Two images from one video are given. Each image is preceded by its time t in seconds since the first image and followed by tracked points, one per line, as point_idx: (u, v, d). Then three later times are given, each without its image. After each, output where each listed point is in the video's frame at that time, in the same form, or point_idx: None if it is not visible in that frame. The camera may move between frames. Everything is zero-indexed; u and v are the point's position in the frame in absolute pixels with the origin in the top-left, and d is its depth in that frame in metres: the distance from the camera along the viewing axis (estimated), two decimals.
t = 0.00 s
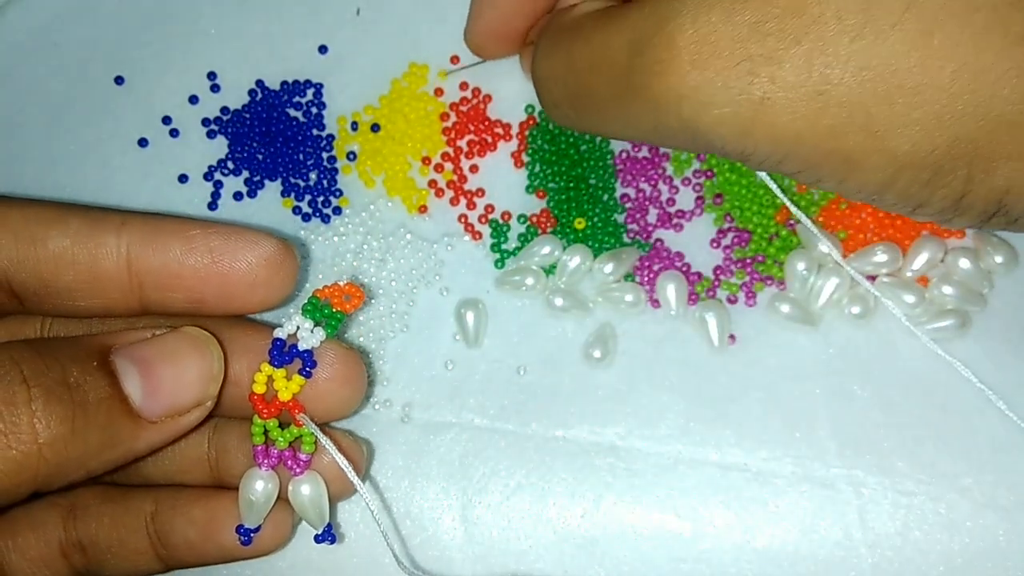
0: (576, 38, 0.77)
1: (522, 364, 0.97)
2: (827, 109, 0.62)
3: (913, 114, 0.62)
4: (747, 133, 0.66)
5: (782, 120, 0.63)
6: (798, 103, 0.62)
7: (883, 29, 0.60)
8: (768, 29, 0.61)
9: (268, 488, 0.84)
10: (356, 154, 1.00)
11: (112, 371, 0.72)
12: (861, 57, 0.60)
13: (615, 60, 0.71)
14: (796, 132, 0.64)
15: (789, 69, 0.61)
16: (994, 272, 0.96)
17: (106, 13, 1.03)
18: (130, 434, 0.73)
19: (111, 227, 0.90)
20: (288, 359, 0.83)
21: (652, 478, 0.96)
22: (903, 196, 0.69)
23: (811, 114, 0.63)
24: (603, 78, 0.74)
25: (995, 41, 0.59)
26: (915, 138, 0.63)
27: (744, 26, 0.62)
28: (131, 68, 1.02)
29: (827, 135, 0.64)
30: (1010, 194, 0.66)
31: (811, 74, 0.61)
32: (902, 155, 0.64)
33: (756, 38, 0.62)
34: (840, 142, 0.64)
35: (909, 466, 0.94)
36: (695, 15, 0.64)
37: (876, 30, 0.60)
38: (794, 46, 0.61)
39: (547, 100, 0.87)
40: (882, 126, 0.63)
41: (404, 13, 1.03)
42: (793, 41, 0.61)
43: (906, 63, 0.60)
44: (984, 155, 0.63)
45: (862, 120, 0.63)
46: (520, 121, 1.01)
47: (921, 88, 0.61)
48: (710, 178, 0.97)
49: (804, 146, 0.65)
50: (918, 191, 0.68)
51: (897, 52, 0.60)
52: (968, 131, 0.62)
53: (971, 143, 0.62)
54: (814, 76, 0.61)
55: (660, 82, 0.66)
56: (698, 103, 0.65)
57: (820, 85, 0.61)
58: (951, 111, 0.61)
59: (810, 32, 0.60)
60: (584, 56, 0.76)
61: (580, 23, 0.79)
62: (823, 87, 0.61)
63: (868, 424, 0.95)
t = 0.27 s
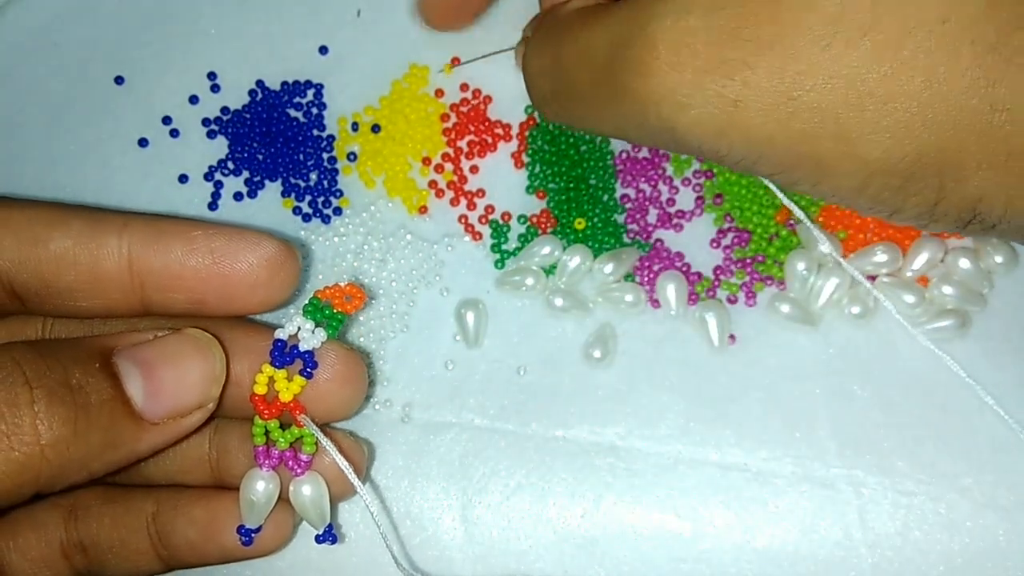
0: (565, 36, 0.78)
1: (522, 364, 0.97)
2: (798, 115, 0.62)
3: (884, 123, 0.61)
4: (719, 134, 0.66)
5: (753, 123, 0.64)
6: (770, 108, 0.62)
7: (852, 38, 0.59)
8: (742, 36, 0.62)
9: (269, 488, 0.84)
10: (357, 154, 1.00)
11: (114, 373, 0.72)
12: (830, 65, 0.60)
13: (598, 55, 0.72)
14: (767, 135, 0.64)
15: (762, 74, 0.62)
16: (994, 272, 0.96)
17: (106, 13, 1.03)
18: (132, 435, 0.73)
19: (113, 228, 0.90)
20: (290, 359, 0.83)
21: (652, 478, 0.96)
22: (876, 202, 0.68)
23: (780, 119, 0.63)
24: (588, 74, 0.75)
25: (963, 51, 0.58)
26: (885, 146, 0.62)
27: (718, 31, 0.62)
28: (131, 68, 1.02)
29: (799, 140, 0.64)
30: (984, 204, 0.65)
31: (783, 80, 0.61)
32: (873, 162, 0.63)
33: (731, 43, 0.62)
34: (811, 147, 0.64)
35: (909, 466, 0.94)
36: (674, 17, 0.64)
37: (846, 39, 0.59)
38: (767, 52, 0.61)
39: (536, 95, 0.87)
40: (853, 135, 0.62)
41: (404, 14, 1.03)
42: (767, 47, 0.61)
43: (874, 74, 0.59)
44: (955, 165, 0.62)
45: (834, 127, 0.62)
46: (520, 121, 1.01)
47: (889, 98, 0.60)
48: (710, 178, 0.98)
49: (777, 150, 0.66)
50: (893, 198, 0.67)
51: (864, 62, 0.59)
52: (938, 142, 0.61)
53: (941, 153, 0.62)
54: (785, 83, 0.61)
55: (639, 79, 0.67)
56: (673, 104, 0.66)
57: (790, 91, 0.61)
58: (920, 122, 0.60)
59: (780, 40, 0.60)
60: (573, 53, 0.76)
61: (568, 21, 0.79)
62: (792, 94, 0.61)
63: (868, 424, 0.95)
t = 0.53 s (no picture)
0: (586, 24, 0.79)
1: (522, 364, 0.97)
2: (825, 113, 0.65)
3: (912, 123, 0.63)
4: (743, 133, 0.69)
5: (780, 121, 0.66)
6: (799, 105, 0.65)
7: (885, 37, 0.61)
8: (772, 33, 0.64)
9: (269, 491, 0.84)
10: (357, 154, 1.00)
11: (114, 376, 0.72)
12: (851, 64, 0.62)
13: (615, 54, 0.74)
14: (798, 134, 0.67)
15: (790, 71, 0.64)
16: (994, 272, 0.96)
17: (106, 13, 1.03)
18: (133, 439, 0.73)
19: (114, 230, 0.90)
20: (289, 362, 0.83)
21: (652, 478, 0.96)
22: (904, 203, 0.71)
23: (809, 116, 0.65)
24: (603, 71, 0.76)
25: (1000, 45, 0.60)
26: (912, 146, 0.65)
27: (747, 31, 0.65)
28: (130, 68, 1.02)
29: (831, 140, 0.66)
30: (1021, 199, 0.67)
31: (811, 78, 0.63)
32: (903, 162, 0.66)
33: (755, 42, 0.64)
34: (844, 148, 0.66)
35: (909, 465, 0.94)
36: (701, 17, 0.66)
37: (879, 37, 0.61)
38: (797, 49, 0.63)
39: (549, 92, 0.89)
40: (880, 134, 0.65)
41: (405, 14, 1.03)
42: (795, 45, 0.63)
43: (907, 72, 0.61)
44: (993, 158, 0.64)
45: (863, 125, 0.65)
46: (520, 121, 1.01)
47: (924, 95, 0.62)
48: (710, 177, 0.98)
49: (801, 148, 0.68)
50: (928, 198, 0.69)
51: (896, 61, 0.61)
52: (977, 136, 0.63)
53: (980, 148, 0.64)
54: (815, 81, 0.63)
55: (660, 78, 0.70)
56: (699, 102, 0.69)
57: (822, 88, 0.64)
58: (955, 116, 0.62)
59: (809, 39, 0.63)
60: (589, 45, 0.78)
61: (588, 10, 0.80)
62: (823, 91, 0.64)
63: (868, 424, 0.95)
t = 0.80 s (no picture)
0: (579, 35, 0.79)
1: (522, 364, 0.97)
2: (821, 121, 0.61)
3: (912, 126, 0.60)
4: (738, 140, 0.65)
5: (776, 129, 0.63)
6: (793, 114, 0.62)
7: (881, 39, 0.58)
8: (765, 37, 0.61)
9: (274, 491, 0.84)
10: (357, 154, 1.00)
11: (122, 375, 0.72)
12: (852, 67, 0.59)
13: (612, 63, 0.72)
14: (789, 139, 0.63)
15: (784, 79, 0.61)
16: (994, 272, 0.96)
17: (106, 14, 1.03)
18: (139, 438, 0.73)
19: (118, 231, 0.90)
20: (294, 362, 0.83)
21: (652, 478, 0.96)
22: (895, 205, 0.68)
23: (806, 123, 0.62)
24: (601, 77, 0.74)
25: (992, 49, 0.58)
26: (913, 149, 0.61)
27: (741, 33, 0.61)
28: (131, 68, 1.02)
29: (825, 144, 0.63)
30: (1013, 205, 0.64)
31: (807, 84, 0.60)
32: (902, 167, 0.63)
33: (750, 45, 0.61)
34: (836, 151, 0.63)
35: (909, 466, 0.94)
36: (692, 22, 0.63)
37: (875, 39, 0.59)
38: (789, 56, 0.60)
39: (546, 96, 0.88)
40: (878, 139, 0.62)
41: (404, 13, 1.03)
42: (788, 51, 0.60)
43: (902, 75, 0.59)
44: (988, 162, 0.61)
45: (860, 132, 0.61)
46: (520, 121, 1.01)
47: (919, 98, 0.59)
48: (710, 177, 0.97)
49: (797, 154, 0.64)
50: (917, 202, 0.66)
51: (892, 62, 0.59)
52: (968, 141, 0.60)
53: (973, 154, 0.61)
54: (809, 87, 0.60)
55: (654, 85, 0.66)
56: (691, 106, 0.65)
57: (818, 96, 0.60)
58: (948, 120, 0.59)
59: (805, 41, 0.60)
60: (591, 52, 0.76)
61: (582, 21, 0.81)
62: (818, 97, 0.60)
63: (868, 424, 0.95)
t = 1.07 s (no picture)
0: (571, 42, 0.79)
1: (522, 364, 0.97)
2: (805, 129, 0.61)
3: (894, 133, 0.59)
4: (724, 148, 0.65)
5: (761, 137, 0.62)
6: (777, 123, 0.61)
7: (862, 48, 0.57)
8: (747, 46, 0.60)
9: (274, 492, 0.84)
10: (357, 154, 1.00)
11: (122, 377, 0.72)
12: (833, 77, 0.58)
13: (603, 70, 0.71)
14: (776, 146, 0.63)
15: (766, 89, 0.60)
16: (994, 272, 0.96)
17: (106, 14, 1.03)
18: (140, 440, 0.73)
19: (118, 231, 0.90)
20: (294, 363, 0.84)
21: (652, 477, 0.96)
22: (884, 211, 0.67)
23: (790, 132, 0.61)
24: (593, 85, 0.74)
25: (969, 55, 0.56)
26: (897, 156, 0.60)
27: (724, 42, 0.60)
28: (131, 68, 1.02)
29: (810, 152, 0.62)
30: (998, 209, 0.63)
31: (789, 95, 0.59)
32: (885, 173, 0.62)
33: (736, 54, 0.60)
34: (822, 159, 0.62)
35: (909, 466, 0.94)
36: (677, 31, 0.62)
37: (856, 48, 0.57)
38: (771, 66, 0.59)
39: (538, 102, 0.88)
40: (862, 147, 0.61)
41: (404, 13, 1.03)
42: (769, 60, 0.59)
43: (883, 83, 0.57)
44: (973, 168, 0.60)
45: (845, 139, 0.61)
46: (520, 121, 1.01)
47: (899, 106, 0.58)
48: (710, 178, 0.98)
49: (783, 161, 0.64)
50: (905, 206, 0.65)
51: (874, 71, 0.57)
52: (951, 147, 0.59)
53: (956, 160, 0.60)
54: (791, 98, 0.59)
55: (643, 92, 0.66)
56: (680, 115, 0.64)
57: (800, 105, 0.59)
58: (931, 128, 0.58)
59: (787, 51, 0.58)
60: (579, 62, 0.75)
61: (573, 28, 0.80)
62: (800, 107, 0.60)
63: (868, 424, 0.95)
